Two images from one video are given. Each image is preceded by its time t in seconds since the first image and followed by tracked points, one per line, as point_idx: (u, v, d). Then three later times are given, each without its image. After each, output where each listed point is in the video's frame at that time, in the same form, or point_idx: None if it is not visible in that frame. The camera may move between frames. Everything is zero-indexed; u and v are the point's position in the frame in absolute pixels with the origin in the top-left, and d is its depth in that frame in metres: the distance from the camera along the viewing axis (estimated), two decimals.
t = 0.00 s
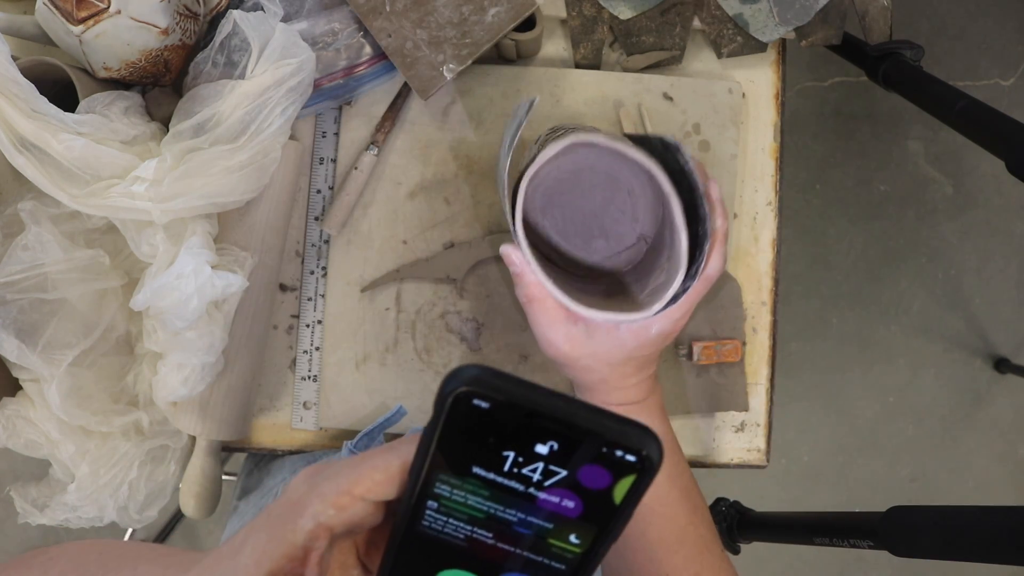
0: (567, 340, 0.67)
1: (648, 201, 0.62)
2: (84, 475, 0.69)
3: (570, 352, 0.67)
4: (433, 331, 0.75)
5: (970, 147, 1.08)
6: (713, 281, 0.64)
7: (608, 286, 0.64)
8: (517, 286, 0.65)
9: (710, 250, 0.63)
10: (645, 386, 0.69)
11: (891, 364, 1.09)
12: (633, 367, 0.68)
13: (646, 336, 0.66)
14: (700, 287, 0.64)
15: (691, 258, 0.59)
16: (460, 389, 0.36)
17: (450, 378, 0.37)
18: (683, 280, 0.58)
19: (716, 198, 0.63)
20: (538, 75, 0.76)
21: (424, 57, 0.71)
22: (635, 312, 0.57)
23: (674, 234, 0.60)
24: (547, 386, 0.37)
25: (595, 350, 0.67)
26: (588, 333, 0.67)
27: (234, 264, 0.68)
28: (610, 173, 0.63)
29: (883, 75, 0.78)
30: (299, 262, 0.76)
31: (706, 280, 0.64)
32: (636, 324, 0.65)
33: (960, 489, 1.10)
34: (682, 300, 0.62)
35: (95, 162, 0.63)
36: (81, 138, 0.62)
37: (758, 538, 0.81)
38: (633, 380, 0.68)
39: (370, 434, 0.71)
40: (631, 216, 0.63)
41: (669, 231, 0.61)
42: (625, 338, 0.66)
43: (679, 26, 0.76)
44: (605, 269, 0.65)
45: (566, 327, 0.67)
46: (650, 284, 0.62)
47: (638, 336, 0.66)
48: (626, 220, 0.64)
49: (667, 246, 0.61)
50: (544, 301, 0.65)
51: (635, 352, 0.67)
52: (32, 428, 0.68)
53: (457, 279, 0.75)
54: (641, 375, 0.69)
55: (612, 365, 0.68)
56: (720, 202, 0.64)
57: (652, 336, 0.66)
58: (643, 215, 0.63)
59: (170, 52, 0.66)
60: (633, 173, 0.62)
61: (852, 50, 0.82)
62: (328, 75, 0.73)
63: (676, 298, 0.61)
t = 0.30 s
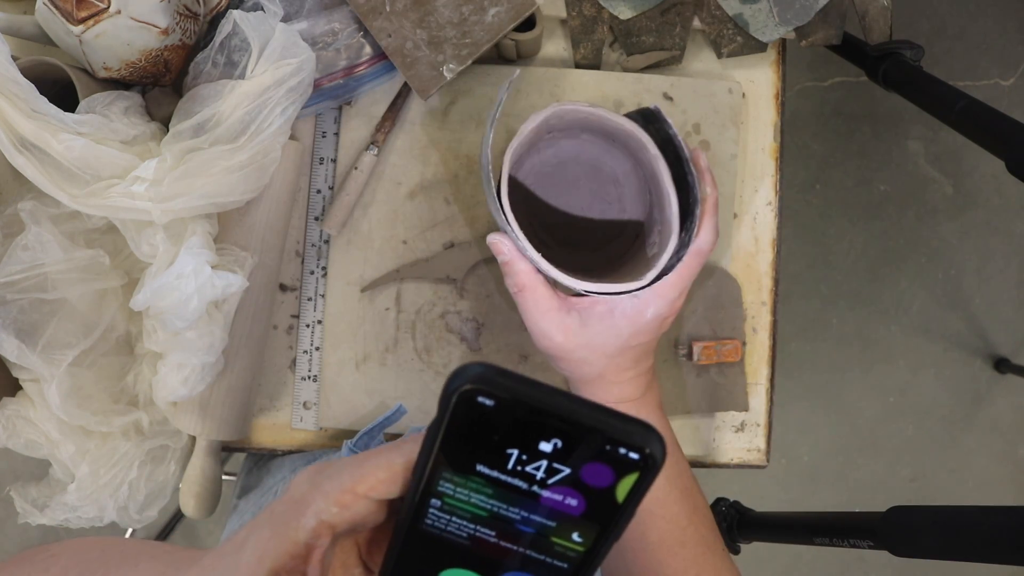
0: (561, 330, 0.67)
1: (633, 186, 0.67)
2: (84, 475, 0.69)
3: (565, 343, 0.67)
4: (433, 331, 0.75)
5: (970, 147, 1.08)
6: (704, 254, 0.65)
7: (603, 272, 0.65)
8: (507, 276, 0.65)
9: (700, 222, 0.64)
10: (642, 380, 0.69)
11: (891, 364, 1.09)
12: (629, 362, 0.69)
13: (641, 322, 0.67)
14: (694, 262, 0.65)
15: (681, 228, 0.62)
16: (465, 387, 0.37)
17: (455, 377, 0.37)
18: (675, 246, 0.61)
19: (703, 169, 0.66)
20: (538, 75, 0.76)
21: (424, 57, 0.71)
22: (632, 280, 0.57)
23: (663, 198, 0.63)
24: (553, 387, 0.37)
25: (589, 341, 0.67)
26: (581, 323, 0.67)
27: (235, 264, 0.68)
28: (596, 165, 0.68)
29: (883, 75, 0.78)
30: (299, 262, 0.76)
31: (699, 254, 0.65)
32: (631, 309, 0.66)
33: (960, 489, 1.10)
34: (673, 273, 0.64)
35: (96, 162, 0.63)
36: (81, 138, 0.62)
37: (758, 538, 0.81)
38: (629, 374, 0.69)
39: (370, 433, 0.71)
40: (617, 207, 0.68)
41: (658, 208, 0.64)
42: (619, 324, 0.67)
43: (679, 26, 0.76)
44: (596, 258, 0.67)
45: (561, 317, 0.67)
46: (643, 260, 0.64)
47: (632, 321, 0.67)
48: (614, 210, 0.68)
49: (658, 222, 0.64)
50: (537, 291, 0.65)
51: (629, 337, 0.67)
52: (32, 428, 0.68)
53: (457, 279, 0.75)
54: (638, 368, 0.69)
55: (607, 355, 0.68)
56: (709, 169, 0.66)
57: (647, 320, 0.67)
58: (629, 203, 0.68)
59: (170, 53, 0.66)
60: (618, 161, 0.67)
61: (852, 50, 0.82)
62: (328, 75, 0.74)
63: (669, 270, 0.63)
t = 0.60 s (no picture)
0: (560, 341, 0.67)
1: (640, 206, 0.66)
2: (84, 475, 0.69)
3: (563, 353, 0.68)
4: (433, 331, 0.75)
5: (970, 147, 1.08)
6: (700, 276, 0.65)
7: (603, 287, 0.66)
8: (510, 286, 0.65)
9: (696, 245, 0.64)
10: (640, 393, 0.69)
11: (891, 363, 1.09)
12: (628, 374, 0.69)
13: (639, 337, 0.68)
14: (689, 283, 0.65)
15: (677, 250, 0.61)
16: (478, 369, 0.36)
17: (468, 359, 0.37)
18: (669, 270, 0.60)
19: (701, 193, 0.64)
20: (538, 75, 0.76)
21: (424, 57, 0.71)
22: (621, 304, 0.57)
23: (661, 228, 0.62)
24: (567, 369, 0.37)
25: (589, 352, 0.68)
26: (581, 335, 0.68)
27: (235, 264, 0.68)
28: (604, 181, 0.66)
29: (883, 75, 0.78)
30: (299, 262, 0.76)
31: (695, 275, 0.66)
32: (629, 324, 0.67)
33: (960, 489, 1.10)
34: (667, 294, 0.65)
35: (96, 162, 0.64)
36: (81, 138, 0.62)
37: (758, 538, 0.81)
38: (627, 386, 0.69)
39: (370, 432, 0.72)
40: (624, 224, 0.67)
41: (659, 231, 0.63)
42: (617, 338, 0.68)
43: (679, 26, 0.76)
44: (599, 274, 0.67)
45: (561, 328, 0.67)
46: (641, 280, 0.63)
47: (631, 337, 0.68)
48: (620, 226, 0.67)
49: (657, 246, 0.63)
50: (538, 303, 0.65)
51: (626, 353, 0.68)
52: (32, 428, 0.68)
53: (457, 279, 0.75)
54: (637, 381, 0.70)
55: (605, 367, 0.68)
56: (705, 195, 0.64)
57: (644, 336, 0.68)
58: (636, 222, 0.66)
59: (170, 52, 0.66)
60: (627, 180, 0.66)
61: (852, 50, 0.82)
62: (328, 75, 0.74)
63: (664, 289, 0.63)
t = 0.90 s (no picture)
0: (571, 343, 0.68)
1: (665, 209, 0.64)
2: (84, 475, 0.69)
3: (574, 355, 0.69)
4: (433, 331, 0.75)
5: (970, 147, 1.08)
6: (714, 299, 0.64)
7: (618, 292, 0.64)
8: (527, 286, 0.66)
9: (711, 274, 0.60)
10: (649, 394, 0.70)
11: (891, 364, 1.09)
12: (637, 375, 0.70)
13: (649, 347, 0.67)
14: (703, 305, 0.64)
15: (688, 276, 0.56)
16: (512, 373, 0.38)
17: (502, 363, 0.38)
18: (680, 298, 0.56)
19: (721, 223, 0.59)
20: (538, 75, 0.76)
21: (424, 57, 0.71)
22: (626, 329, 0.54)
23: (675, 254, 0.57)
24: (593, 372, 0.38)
25: (599, 354, 0.69)
26: (592, 339, 0.68)
27: (235, 264, 0.68)
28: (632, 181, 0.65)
29: (883, 75, 0.78)
30: (299, 262, 0.76)
31: (710, 298, 0.64)
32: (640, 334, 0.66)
33: (960, 489, 1.09)
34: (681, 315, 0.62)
35: (95, 162, 0.63)
36: (81, 138, 0.62)
37: (759, 538, 0.81)
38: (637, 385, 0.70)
39: (370, 432, 0.70)
40: (650, 222, 0.66)
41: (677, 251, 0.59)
42: (628, 345, 0.67)
43: (679, 26, 0.76)
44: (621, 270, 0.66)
45: (573, 330, 0.67)
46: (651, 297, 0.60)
47: (642, 345, 0.67)
48: (645, 226, 0.66)
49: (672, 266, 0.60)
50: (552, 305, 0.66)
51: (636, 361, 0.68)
52: (32, 428, 0.68)
53: (457, 279, 0.75)
54: (647, 382, 0.70)
55: (614, 368, 0.69)
56: (728, 223, 0.59)
57: (655, 347, 0.67)
58: (661, 223, 0.65)
59: (170, 52, 0.66)
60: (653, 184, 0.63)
61: (852, 50, 0.82)
62: (328, 75, 0.74)
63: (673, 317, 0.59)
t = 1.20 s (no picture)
0: (571, 341, 0.68)
1: (664, 206, 0.65)
2: (84, 475, 0.69)
3: (574, 352, 0.69)
4: (433, 331, 0.75)
5: (970, 147, 1.08)
6: (715, 298, 0.65)
7: (618, 289, 0.64)
8: (527, 283, 0.67)
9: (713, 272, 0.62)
10: (646, 391, 0.71)
11: (891, 363, 1.09)
12: (636, 372, 0.70)
13: (648, 345, 0.67)
14: (703, 303, 0.65)
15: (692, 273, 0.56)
16: (518, 386, 0.37)
17: (508, 377, 0.37)
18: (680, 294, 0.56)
19: (722, 221, 0.60)
20: (538, 75, 0.76)
21: (424, 57, 0.71)
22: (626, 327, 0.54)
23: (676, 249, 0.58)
24: (605, 386, 0.37)
25: (598, 352, 0.68)
26: (591, 337, 0.68)
27: (234, 264, 0.68)
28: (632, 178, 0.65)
29: (883, 75, 0.78)
30: (299, 262, 0.76)
31: (709, 296, 0.65)
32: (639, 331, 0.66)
33: (960, 489, 1.10)
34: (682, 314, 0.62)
35: (95, 162, 0.63)
36: (81, 138, 0.62)
37: (759, 538, 0.81)
38: (635, 382, 0.70)
39: (370, 431, 0.68)
40: (649, 219, 0.67)
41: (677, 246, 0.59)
42: (626, 343, 0.67)
43: (679, 26, 0.76)
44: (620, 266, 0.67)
45: (572, 328, 0.68)
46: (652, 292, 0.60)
47: (640, 342, 0.67)
48: (644, 222, 0.67)
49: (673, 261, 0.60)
50: (552, 303, 0.66)
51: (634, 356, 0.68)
52: (32, 428, 0.68)
53: (457, 279, 0.75)
54: (644, 380, 0.71)
55: (613, 367, 0.69)
56: (728, 221, 0.60)
57: (654, 344, 0.66)
58: (660, 220, 0.66)
59: (170, 52, 0.66)
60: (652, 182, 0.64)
61: (852, 50, 0.82)
62: (328, 75, 0.74)
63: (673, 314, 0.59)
